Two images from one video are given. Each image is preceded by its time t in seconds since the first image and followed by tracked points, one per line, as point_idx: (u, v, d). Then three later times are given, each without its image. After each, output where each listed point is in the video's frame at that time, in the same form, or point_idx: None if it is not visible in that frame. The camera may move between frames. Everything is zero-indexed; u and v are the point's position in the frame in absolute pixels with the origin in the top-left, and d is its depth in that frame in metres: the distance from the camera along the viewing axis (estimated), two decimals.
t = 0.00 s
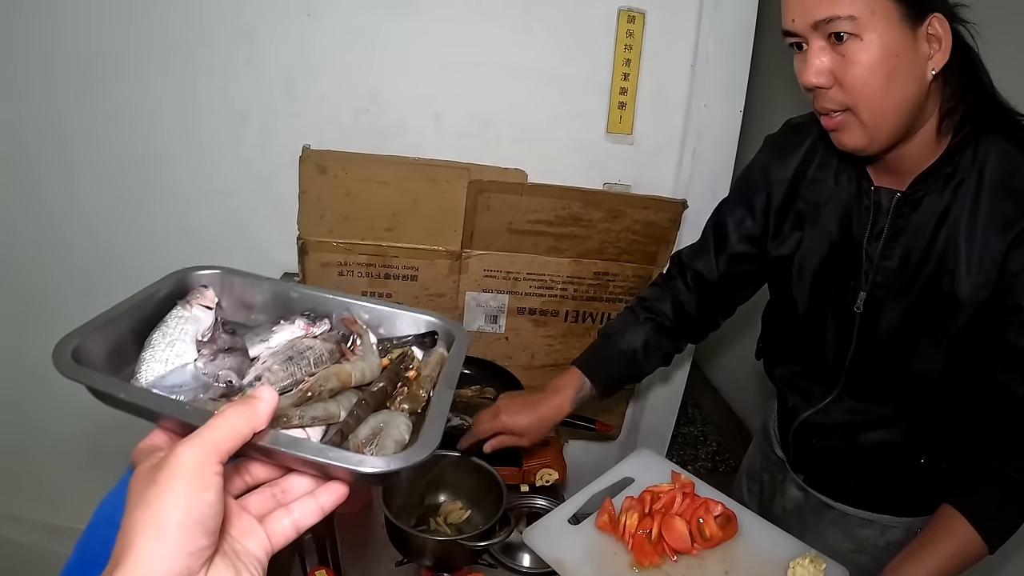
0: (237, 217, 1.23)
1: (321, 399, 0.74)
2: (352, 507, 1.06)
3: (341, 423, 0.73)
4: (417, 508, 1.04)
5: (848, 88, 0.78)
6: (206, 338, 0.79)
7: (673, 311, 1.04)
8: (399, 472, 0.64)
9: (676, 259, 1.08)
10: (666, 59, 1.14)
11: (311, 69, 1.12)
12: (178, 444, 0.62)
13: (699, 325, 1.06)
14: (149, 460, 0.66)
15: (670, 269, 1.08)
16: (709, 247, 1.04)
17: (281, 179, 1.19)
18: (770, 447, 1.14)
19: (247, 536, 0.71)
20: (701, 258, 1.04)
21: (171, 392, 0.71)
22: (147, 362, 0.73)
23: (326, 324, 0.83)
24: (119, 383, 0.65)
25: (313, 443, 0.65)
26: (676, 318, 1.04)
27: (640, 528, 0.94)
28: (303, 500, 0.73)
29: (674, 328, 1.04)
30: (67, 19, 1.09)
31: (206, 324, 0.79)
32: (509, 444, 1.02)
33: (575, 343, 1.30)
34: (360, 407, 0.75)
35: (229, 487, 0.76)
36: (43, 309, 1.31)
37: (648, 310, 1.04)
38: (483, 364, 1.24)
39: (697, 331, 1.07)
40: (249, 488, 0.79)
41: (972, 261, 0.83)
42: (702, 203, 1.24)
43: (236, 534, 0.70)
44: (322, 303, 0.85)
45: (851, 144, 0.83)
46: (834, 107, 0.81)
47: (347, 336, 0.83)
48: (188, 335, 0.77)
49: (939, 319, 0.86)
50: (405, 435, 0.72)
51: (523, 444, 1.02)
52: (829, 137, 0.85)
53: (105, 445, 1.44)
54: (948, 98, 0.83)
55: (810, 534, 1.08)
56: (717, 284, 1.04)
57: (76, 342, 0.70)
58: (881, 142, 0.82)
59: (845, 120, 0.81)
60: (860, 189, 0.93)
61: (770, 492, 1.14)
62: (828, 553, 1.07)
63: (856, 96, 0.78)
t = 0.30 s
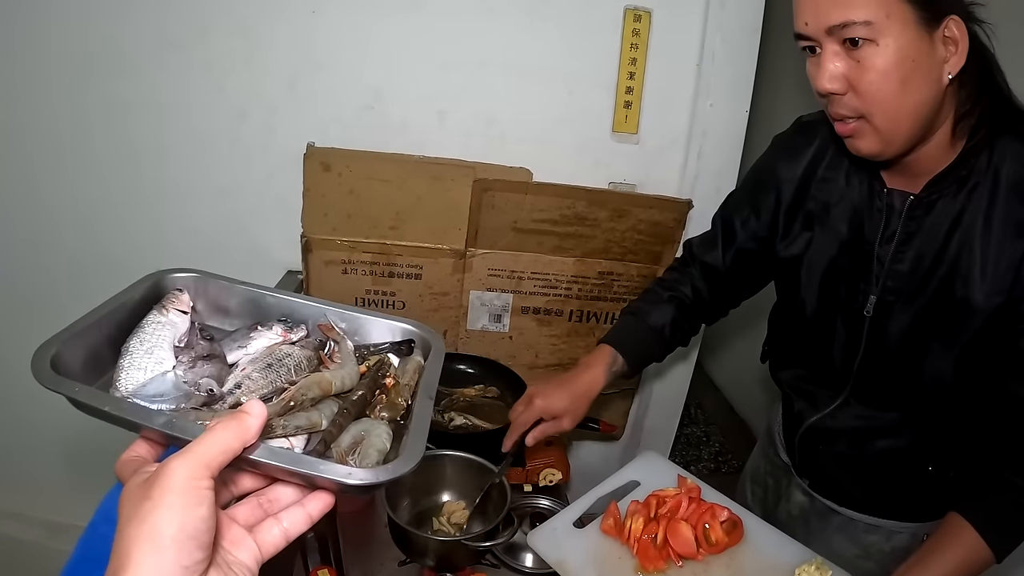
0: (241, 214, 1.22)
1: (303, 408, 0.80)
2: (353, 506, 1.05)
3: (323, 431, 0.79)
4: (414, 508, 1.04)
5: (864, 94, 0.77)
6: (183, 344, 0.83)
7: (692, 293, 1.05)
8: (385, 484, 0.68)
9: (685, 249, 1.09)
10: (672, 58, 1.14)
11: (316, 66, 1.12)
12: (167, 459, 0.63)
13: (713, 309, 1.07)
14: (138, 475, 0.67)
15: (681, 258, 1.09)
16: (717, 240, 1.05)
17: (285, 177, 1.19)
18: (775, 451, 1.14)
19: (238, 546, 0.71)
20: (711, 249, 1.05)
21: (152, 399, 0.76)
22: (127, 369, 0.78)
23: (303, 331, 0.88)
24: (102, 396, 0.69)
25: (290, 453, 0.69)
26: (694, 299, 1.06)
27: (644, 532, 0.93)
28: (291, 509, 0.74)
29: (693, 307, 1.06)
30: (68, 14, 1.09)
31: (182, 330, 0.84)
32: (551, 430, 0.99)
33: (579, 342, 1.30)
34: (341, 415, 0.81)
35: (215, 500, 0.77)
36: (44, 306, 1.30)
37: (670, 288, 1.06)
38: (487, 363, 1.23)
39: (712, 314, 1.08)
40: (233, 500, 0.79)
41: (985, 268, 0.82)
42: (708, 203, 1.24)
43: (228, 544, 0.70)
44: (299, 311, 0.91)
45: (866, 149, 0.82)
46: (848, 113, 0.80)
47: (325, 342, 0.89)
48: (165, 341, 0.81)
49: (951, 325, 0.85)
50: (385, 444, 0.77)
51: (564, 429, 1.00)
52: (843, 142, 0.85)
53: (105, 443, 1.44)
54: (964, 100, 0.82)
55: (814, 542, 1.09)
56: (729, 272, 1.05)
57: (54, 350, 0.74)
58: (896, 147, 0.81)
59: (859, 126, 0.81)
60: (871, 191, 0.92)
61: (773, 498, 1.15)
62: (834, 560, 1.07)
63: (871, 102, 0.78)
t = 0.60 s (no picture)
0: (243, 212, 1.22)
1: (296, 417, 0.81)
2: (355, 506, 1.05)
3: (315, 440, 0.79)
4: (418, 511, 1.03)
5: (862, 109, 0.77)
6: (174, 352, 0.84)
7: (690, 303, 1.04)
8: (377, 494, 0.67)
9: (690, 254, 1.08)
10: (678, 58, 1.13)
11: (319, 65, 1.11)
12: (162, 471, 0.63)
13: (713, 318, 1.06)
14: (133, 486, 0.66)
15: (686, 263, 1.08)
16: (723, 243, 1.04)
17: (287, 176, 1.19)
18: (778, 453, 1.14)
19: (230, 556, 0.71)
20: (717, 252, 1.04)
21: (144, 410, 0.76)
22: (119, 379, 0.78)
23: (294, 339, 0.89)
24: (94, 406, 0.69)
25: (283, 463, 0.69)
26: (692, 309, 1.05)
27: (642, 535, 0.93)
28: (283, 519, 0.74)
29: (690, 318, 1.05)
30: (71, 11, 1.08)
31: (172, 337, 0.85)
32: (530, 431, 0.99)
33: (583, 342, 1.30)
34: (333, 424, 0.81)
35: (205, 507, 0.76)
36: (46, 303, 1.30)
37: (666, 301, 1.05)
38: (490, 363, 1.25)
39: (712, 324, 1.07)
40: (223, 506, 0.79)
41: (990, 273, 0.81)
42: (713, 204, 1.24)
43: (220, 556, 0.70)
44: (289, 319, 0.91)
45: (869, 159, 0.82)
46: (849, 125, 0.80)
47: (315, 350, 0.89)
48: (156, 349, 0.82)
49: (954, 330, 0.84)
50: (377, 453, 0.77)
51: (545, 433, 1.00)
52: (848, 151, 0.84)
53: (106, 440, 1.44)
54: (970, 102, 0.80)
55: (816, 547, 1.08)
56: (733, 278, 1.04)
57: (45, 359, 0.74)
58: (900, 157, 0.80)
59: (861, 138, 0.81)
60: (876, 194, 0.91)
61: (776, 502, 1.14)
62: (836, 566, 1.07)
63: (870, 116, 0.77)
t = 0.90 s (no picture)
0: (245, 211, 1.21)
1: (293, 425, 0.80)
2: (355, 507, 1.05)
3: (313, 448, 0.79)
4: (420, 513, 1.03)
5: (862, 112, 0.77)
6: (175, 357, 0.84)
7: (696, 308, 1.04)
8: (372, 506, 0.67)
9: (694, 260, 1.08)
10: (683, 58, 1.13)
11: (322, 62, 1.11)
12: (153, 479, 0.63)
13: (718, 324, 1.06)
14: (130, 496, 0.66)
15: (690, 268, 1.07)
16: (728, 248, 1.04)
17: (289, 174, 1.18)
18: (780, 457, 1.13)
19: (230, 565, 0.70)
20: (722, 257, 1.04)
21: (143, 418, 0.75)
22: (119, 387, 0.77)
23: (293, 343, 0.89)
24: (94, 418, 0.69)
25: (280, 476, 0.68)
26: (698, 313, 1.04)
27: (641, 541, 0.92)
28: (281, 528, 0.74)
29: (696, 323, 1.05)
30: (73, 7, 1.08)
31: (173, 343, 0.84)
32: (533, 435, 0.98)
33: (585, 343, 1.30)
34: (330, 432, 0.81)
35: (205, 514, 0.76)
36: (46, 301, 1.29)
37: (672, 304, 1.04)
38: (493, 364, 1.25)
39: (717, 330, 1.07)
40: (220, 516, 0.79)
41: (994, 279, 0.81)
42: (717, 205, 1.24)
43: (220, 564, 0.70)
44: (288, 323, 0.91)
45: (870, 163, 0.82)
46: (850, 128, 0.80)
47: (315, 355, 0.89)
48: (156, 356, 0.81)
49: (958, 336, 0.84)
50: (373, 461, 0.77)
51: (547, 437, 0.99)
52: (849, 154, 0.84)
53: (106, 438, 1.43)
54: (975, 105, 0.79)
55: (817, 552, 1.08)
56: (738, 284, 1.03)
57: (46, 368, 0.73)
58: (901, 161, 0.80)
59: (862, 142, 0.80)
60: (881, 198, 0.91)
61: (777, 506, 1.14)
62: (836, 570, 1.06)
63: (870, 120, 0.77)
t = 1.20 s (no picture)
0: (246, 210, 1.21)
1: (294, 431, 0.80)
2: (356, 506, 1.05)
3: (314, 454, 0.79)
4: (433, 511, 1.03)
5: (869, 111, 0.76)
6: (177, 360, 0.84)
7: (698, 305, 1.04)
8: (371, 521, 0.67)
9: (697, 255, 1.07)
10: (686, 58, 1.12)
11: (325, 60, 1.10)
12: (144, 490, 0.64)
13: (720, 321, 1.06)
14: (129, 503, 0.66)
15: (693, 264, 1.07)
16: (730, 246, 1.03)
17: (291, 173, 1.18)
18: (783, 461, 1.13)
19: None
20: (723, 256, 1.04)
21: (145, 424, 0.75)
22: (121, 393, 0.77)
23: (298, 342, 0.88)
24: (93, 431, 0.68)
25: (283, 491, 0.67)
26: (700, 310, 1.04)
27: (644, 547, 0.92)
28: (279, 538, 0.75)
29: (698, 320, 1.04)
30: (75, 3, 1.07)
31: (175, 345, 0.84)
32: (540, 437, 0.99)
33: (587, 343, 1.29)
34: (331, 438, 0.80)
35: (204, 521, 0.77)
36: (46, 299, 1.29)
37: (674, 301, 1.04)
38: (494, 364, 1.24)
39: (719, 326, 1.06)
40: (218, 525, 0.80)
41: (1005, 285, 0.80)
42: (720, 206, 1.23)
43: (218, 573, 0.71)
44: (293, 321, 0.91)
45: (877, 163, 0.81)
46: (857, 128, 0.79)
47: (319, 355, 0.89)
48: (159, 359, 0.81)
49: (966, 342, 0.84)
50: (375, 468, 0.76)
51: (554, 437, 1.00)
52: (856, 155, 0.83)
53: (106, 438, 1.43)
54: (986, 109, 0.79)
55: (820, 557, 1.08)
56: (739, 282, 1.03)
57: (47, 377, 0.73)
58: (908, 162, 0.79)
59: (869, 142, 0.80)
60: (889, 201, 0.90)
61: (780, 511, 1.14)
62: None
63: (877, 120, 0.76)
